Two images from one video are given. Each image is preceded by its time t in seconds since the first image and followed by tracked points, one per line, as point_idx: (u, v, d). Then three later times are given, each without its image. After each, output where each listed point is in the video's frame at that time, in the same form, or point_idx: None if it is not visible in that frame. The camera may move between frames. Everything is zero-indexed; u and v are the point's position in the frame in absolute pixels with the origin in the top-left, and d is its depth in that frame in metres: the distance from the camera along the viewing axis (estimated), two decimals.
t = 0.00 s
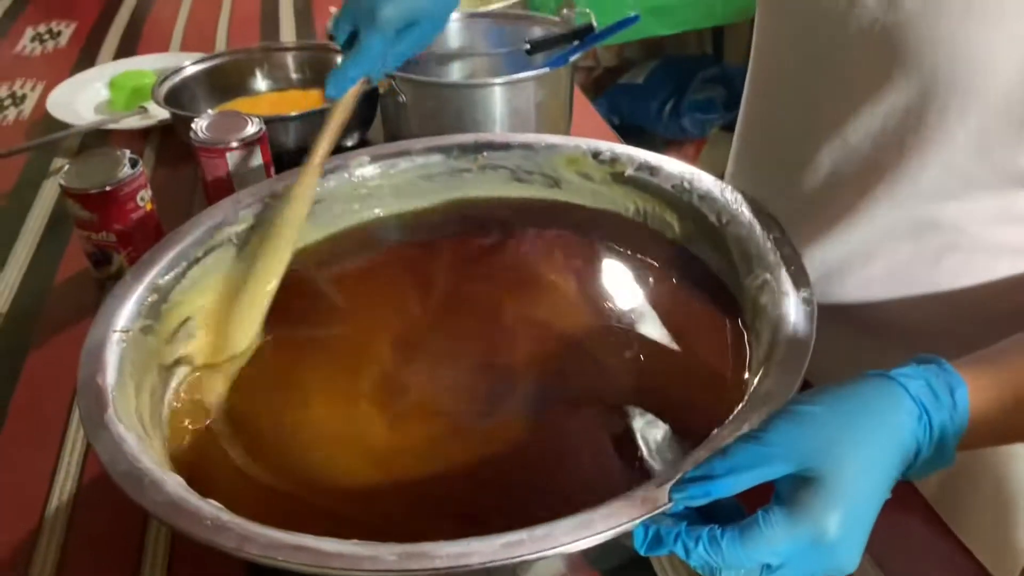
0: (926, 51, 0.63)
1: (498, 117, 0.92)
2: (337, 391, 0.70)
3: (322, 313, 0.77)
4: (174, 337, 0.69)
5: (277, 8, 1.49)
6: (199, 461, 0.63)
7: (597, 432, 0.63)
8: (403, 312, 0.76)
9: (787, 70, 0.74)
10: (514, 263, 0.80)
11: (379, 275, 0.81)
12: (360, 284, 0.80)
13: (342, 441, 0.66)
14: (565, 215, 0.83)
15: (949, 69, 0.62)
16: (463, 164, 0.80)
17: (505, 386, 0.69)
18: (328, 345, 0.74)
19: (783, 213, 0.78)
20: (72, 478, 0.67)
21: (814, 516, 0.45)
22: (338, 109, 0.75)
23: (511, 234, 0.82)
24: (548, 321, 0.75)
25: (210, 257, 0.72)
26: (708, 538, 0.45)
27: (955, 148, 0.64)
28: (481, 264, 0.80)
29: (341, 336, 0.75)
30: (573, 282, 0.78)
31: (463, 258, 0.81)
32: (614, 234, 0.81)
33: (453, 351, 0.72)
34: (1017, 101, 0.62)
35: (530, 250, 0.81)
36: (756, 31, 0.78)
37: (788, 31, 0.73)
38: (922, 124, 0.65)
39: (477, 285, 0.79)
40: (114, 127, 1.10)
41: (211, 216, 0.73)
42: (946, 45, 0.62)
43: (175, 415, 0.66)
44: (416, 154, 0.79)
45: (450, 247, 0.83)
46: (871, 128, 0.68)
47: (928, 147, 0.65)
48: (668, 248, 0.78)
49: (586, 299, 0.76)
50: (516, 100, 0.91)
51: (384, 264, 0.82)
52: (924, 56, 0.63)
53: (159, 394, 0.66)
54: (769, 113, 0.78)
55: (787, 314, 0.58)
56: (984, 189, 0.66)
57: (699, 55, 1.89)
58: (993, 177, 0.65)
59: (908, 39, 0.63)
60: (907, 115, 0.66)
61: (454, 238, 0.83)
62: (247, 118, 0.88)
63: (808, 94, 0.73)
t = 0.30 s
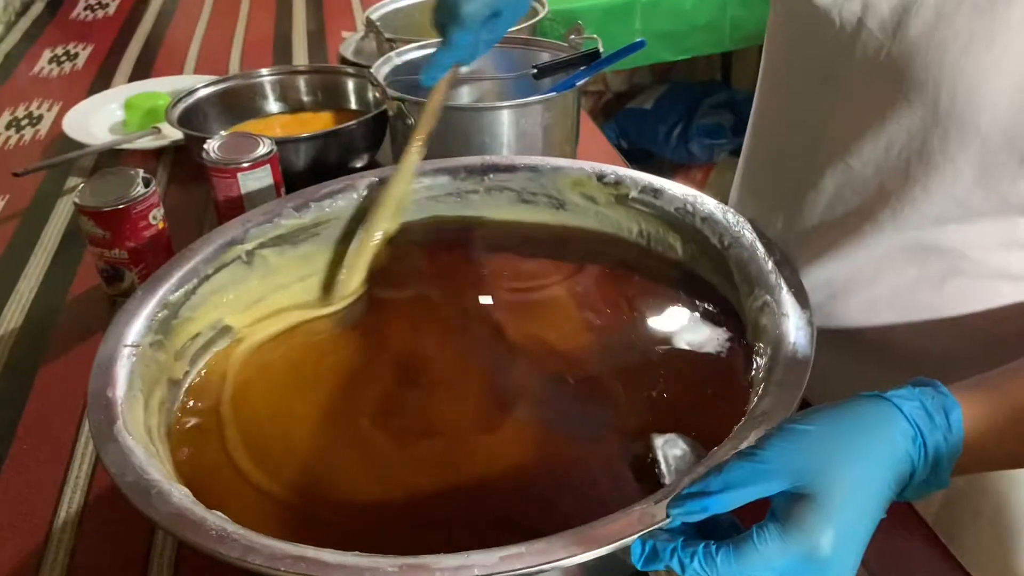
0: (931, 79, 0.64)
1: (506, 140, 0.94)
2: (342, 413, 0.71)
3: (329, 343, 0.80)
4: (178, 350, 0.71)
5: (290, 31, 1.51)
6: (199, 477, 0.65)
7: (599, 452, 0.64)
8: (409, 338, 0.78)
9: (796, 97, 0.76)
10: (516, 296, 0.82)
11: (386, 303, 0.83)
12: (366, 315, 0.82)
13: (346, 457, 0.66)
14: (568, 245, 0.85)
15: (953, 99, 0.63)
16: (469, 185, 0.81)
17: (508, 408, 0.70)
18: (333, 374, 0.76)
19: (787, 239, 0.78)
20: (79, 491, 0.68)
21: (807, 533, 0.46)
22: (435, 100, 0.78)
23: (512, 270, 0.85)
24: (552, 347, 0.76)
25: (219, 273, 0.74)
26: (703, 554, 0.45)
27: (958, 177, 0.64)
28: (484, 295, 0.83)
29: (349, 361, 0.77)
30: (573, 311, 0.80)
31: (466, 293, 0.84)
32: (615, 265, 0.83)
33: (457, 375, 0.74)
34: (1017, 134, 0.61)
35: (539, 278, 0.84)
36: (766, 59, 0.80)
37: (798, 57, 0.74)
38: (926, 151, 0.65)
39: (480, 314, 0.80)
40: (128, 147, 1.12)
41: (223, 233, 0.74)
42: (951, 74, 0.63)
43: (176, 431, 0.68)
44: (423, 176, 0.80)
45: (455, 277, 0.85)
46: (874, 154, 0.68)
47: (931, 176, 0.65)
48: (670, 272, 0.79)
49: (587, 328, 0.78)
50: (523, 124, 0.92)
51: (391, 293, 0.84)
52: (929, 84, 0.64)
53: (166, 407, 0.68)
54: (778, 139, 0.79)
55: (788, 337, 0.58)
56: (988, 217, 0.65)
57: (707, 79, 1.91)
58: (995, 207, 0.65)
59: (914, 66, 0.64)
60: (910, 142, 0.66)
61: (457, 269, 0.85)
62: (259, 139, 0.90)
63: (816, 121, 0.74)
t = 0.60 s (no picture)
0: (916, 91, 0.65)
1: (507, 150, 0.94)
2: (339, 420, 0.72)
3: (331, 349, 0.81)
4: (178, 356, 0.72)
5: (296, 42, 1.52)
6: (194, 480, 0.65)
7: (595, 459, 0.65)
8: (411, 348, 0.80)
9: (793, 109, 0.77)
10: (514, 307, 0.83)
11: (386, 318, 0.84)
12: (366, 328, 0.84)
13: (341, 463, 0.67)
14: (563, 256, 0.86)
15: (937, 110, 0.64)
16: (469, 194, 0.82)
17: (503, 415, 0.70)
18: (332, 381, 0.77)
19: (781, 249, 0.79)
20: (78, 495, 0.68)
21: (792, 539, 0.46)
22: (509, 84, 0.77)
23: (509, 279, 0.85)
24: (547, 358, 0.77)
25: (219, 280, 0.74)
26: (689, 559, 0.46)
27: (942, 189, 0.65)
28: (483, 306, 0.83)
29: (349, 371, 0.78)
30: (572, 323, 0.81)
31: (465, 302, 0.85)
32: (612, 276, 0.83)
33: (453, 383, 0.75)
34: (998, 147, 0.61)
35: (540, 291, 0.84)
36: (765, 74, 0.82)
37: (794, 71, 0.76)
38: (914, 163, 0.66)
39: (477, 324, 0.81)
40: (133, 155, 1.13)
41: (224, 241, 0.75)
42: (933, 86, 0.63)
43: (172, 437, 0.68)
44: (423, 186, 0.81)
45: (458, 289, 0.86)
46: (865, 166, 0.69)
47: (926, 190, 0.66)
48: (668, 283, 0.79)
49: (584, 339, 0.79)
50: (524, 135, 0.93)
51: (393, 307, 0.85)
52: (912, 96, 0.65)
53: (164, 410, 0.69)
54: (777, 151, 0.80)
55: (780, 346, 0.58)
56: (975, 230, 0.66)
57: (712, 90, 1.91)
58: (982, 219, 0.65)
59: (898, 77, 0.66)
60: (897, 156, 0.67)
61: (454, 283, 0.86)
62: (261, 148, 0.91)
63: (810, 133, 0.75)
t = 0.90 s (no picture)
0: (912, 97, 0.65)
1: (509, 153, 0.94)
2: (338, 419, 0.73)
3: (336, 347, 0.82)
4: (181, 358, 0.73)
5: (303, 45, 1.53)
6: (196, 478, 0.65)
7: (596, 461, 0.65)
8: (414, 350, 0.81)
9: (796, 111, 0.78)
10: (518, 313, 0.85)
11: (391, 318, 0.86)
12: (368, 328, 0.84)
13: (340, 462, 0.68)
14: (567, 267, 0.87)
15: (932, 117, 0.63)
16: (471, 196, 0.82)
17: (504, 417, 0.71)
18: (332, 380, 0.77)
19: (783, 250, 0.79)
20: (80, 494, 0.69)
21: (783, 537, 0.47)
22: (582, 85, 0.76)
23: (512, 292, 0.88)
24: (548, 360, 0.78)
25: (221, 281, 0.75)
26: (682, 558, 0.47)
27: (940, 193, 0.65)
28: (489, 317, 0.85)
29: (350, 369, 0.79)
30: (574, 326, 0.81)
31: (469, 307, 0.86)
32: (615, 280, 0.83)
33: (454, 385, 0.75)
34: (993, 154, 0.61)
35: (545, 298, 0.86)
36: (769, 76, 0.82)
37: (797, 73, 0.77)
38: (913, 168, 0.66)
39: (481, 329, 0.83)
40: (139, 157, 1.14)
41: (226, 242, 0.76)
42: (928, 92, 0.63)
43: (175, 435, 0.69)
44: (423, 188, 0.82)
45: (465, 297, 0.88)
46: (864, 169, 0.69)
47: (931, 186, 0.66)
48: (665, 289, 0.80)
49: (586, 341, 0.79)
50: (526, 137, 0.93)
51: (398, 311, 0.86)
52: (907, 102, 0.65)
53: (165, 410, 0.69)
54: (781, 152, 0.81)
55: (777, 348, 0.58)
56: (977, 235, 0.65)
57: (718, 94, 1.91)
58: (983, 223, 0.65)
59: (893, 83, 0.66)
60: (895, 161, 0.66)
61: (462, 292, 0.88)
62: (265, 150, 0.92)
63: (811, 135, 0.76)
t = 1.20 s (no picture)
0: (907, 103, 0.65)
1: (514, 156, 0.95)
2: (339, 419, 0.73)
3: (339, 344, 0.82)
4: (185, 358, 0.74)
5: (310, 47, 1.54)
6: (197, 475, 0.66)
7: (596, 464, 0.65)
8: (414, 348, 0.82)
9: (794, 118, 0.78)
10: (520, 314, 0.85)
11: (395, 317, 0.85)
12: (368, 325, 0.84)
13: (340, 462, 0.68)
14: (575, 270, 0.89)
15: (928, 123, 0.64)
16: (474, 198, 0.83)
17: (504, 419, 0.71)
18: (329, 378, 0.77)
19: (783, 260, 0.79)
20: (85, 492, 0.70)
21: (774, 539, 0.47)
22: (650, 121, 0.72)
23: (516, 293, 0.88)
24: (552, 362, 0.78)
25: (225, 282, 0.76)
26: (675, 560, 0.47)
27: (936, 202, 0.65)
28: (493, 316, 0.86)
29: (348, 368, 0.79)
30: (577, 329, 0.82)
31: (472, 310, 0.87)
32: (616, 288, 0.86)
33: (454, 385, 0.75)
34: (990, 159, 0.61)
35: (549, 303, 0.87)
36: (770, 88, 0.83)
37: (795, 82, 0.77)
38: (910, 176, 0.66)
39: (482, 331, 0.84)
40: (148, 158, 1.15)
41: (232, 243, 0.76)
42: (924, 98, 0.64)
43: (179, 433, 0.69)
44: (428, 190, 0.82)
45: (470, 298, 0.88)
46: (859, 176, 0.69)
47: (927, 197, 0.66)
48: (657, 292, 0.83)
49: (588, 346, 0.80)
50: (530, 140, 0.94)
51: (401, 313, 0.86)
52: (903, 108, 0.65)
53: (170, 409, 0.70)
54: (781, 161, 0.81)
55: (777, 350, 0.59)
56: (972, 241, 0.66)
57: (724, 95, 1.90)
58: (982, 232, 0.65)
59: (889, 89, 0.66)
60: (889, 168, 0.67)
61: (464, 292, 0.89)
62: (272, 152, 0.92)
63: (810, 142, 0.76)
